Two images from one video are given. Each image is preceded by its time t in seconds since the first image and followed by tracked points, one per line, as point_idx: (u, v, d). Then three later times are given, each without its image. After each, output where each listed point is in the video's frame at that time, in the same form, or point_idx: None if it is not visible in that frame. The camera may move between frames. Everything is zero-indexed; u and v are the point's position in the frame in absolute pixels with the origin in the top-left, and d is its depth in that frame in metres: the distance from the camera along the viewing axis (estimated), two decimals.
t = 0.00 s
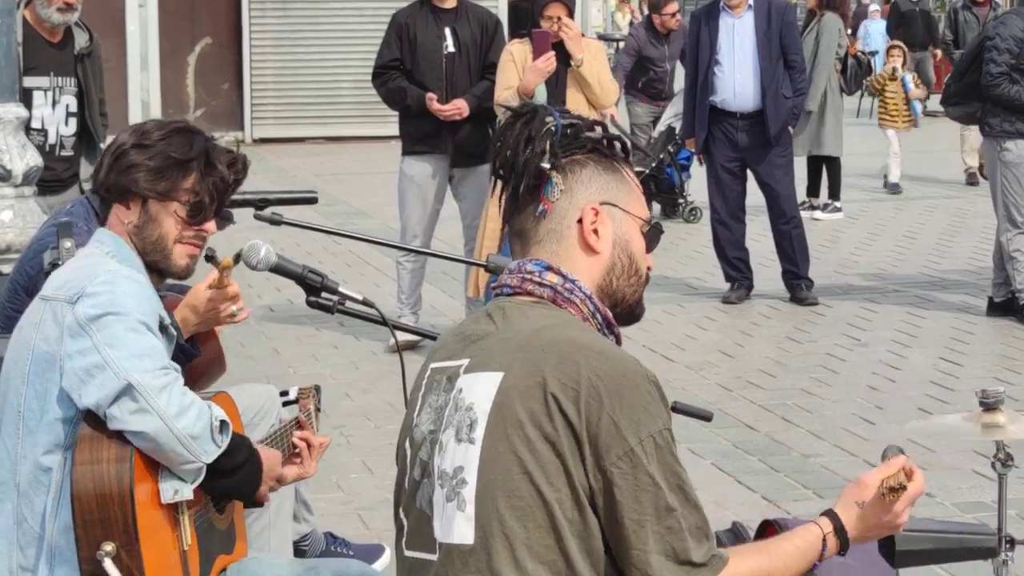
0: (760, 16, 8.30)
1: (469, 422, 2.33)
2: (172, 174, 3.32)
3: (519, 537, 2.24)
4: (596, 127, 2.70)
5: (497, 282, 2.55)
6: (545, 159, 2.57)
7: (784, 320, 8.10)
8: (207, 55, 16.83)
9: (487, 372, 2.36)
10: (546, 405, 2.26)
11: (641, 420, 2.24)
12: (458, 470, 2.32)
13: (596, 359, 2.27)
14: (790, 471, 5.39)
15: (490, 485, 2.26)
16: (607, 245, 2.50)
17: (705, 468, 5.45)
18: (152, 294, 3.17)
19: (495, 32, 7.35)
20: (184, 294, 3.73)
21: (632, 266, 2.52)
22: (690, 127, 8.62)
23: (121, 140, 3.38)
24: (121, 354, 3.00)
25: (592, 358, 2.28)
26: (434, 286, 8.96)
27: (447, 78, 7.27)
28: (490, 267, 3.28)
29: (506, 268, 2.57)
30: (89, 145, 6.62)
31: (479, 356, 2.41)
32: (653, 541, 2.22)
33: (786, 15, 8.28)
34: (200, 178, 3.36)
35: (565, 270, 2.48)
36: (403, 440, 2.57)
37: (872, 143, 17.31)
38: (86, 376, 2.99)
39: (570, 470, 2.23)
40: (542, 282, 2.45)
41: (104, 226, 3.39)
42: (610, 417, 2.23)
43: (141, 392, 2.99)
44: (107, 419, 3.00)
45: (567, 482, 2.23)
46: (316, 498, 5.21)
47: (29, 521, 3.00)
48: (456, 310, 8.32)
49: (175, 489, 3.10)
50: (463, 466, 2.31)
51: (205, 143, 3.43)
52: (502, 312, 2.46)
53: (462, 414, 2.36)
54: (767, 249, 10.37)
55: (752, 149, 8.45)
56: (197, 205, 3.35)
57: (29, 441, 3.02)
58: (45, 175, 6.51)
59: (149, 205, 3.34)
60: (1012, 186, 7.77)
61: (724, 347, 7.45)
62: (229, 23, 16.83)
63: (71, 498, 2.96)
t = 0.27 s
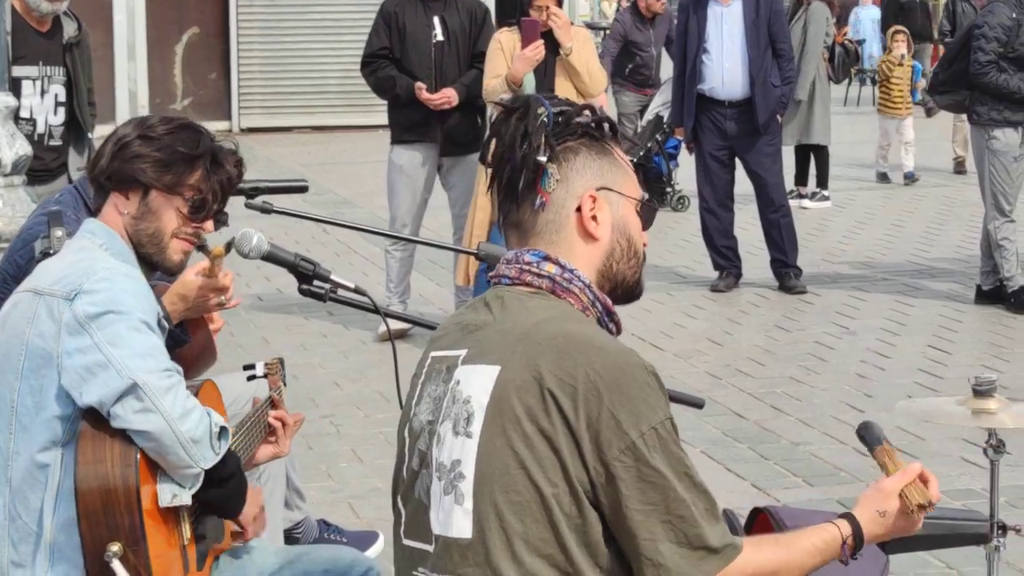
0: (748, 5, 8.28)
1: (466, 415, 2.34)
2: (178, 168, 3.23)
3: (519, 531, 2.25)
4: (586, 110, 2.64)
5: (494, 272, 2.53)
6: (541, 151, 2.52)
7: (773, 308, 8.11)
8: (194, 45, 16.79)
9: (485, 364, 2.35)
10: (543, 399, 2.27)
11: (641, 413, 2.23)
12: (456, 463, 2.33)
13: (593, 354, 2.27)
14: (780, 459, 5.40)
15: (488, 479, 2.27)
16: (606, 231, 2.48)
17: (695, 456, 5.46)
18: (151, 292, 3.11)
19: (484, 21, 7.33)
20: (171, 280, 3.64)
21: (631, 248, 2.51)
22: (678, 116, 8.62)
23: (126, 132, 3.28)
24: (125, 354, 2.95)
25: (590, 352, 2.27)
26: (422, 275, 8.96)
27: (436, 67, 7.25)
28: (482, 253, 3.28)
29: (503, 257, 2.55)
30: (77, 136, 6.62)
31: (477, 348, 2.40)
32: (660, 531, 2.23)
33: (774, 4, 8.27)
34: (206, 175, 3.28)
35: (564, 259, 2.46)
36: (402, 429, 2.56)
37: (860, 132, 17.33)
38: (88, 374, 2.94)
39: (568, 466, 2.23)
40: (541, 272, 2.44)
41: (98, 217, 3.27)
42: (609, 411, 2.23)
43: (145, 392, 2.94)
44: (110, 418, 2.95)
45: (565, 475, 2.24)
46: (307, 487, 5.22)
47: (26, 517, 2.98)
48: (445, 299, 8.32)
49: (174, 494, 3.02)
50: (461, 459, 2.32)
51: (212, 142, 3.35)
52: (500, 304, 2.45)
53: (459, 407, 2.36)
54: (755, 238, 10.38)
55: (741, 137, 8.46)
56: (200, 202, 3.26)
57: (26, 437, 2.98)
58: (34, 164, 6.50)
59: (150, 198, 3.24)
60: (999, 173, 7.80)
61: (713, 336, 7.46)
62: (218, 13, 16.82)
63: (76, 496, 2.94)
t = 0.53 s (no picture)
0: None
1: (455, 399, 2.31)
2: (152, 151, 3.13)
3: (505, 516, 2.23)
4: (570, 99, 2.61)
5: (483, 261, 2.51)
6: (522, 141, 2.50)
7: (753, 295, 8.13)
8: (172, 34, 16.72)
9: (476, 350, 2.33)
10: (532, 385, 2.24)
11: (629, 402, 2.21)
12: (445, 447, 2.30)
13: (583, 340, 2.24)
14: (762, 445, 5.42)
15: (476, 463, 2.24)
16: (592, 217, 2.45)
17: (676, 442, 5.47)
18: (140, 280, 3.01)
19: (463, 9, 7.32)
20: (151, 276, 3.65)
21: (619, 233, 2.48)
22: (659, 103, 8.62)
23: (88, 117, 3.15)
24: (121, 347, 2.85)
25: (579, 339, 2.25)
26: (403, 264, 8.95)
27: (415, 55, 7.24)
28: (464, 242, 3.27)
29: (491, 247, 2.53)
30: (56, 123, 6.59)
31: (468, 333, 2.37)
32: (642, 520, 2.21)
33: None
34: (177, 153, 3.19)
35: (553, 247, 2.43)
36: (392, 414, 2.52)
37: (838, 118, 17.39)
38: (87, 367, 2.85)
39: (555, 454, 2.21)
40: (530, 261, 2.41)
41: (74, 205, 3.16)
42: (597, 398, 2.20)
43: (147, 386, 2.86)
44: (110, 412, 2.87)
45: (551, 461, 2.21)
46: (291, 475, 5.22)
47: (24, 509, 2.89)
48: (426, 288, 8.31)
49: (171, 487, 2.98)
50: (449, 443, 2.29)
51: (176, 118, 3.25)
52: (490, 290, 2.42)
53: (449, 392, 2.33)
54: (735, 225, 10.40)
55: (720, 124, 8.47)
56: (176, 181, 3.17)
57: (21, 432, 2.88)
58: (14, 155, 6.46)
59: (126, 184, 3.13)
60: (978, 159, 7.82)
61: (693, 323, 7.48)
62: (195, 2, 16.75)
63: (73, 490, 2.88)
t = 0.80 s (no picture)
0: None
1: (447, 387, 2.29)
2: (141, 150, 3.08)
3: (499, 504, 2.21)
4: (537, 86, 2.60)
5: (470, 253, 2.49)
6: (495, 136, 2.48)
7: (729, 283, 8.15)
8: (141, 27, 16.64)
9: (466, 338, 2.30)
10: (524, 372, 2.22)
11: (622, 388, 2.20)
12: (437, 436, 2.28)
13: (574, 327, 2.23)
14: (741, 432, 5.44)
15: (470, 451, 2.23)
16: (575, 202, 2.43)
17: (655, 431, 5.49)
18: (117, 273, 2.97)
19: None
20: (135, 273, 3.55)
21: (602, 214, 2.46)
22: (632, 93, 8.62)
23: (86, 112, 3.11)
24: (88, 336, 2.82)
25: (570, 326, 2.23)
26: (378, 255, 8.93)
27: (389, 46, 7.22)
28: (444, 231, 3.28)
29: (476, 240, 2.51)
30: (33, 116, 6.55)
31: (458, 321, 2.35)
32: (638, 506, 2.19)
33: None
34: (168, 155, 3.13)
35: (539, 234, 2.41)
36: (383, 403, 2.51)
37: (808, 107, 17.47)
38: (52, 357, 2.82)
39: (549, 440, 2.20)
40: (517, 249, 2.39)
41: (60, 199, 3.11)
42: (591, 384, 2.19)
43: (107, 375, 2.81)
44: (74, 402, 2.83)
45: (545, 448, 2.20)
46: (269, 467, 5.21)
47: None
48: (402, 278, 8.30)
49: (143, 470, 2.91)
50: (442, 431, 2.28)
51: (172, 119, 3.20)
52: (479, 278, 2.40)
53: (441, 380, 2.31)
54: (709, 213, 10.43)
55: (694, 113, 8.48)
56: (165, 181, 3.12)
57: None
58: None
59: (114, 179, 3.08)
60: (954, 146, 7.83)
61: (670, 311, 7.49)
62: None
63: (42, 482, 2.80)
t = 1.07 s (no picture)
0: None
1: (423, 388, 2.29)
2: (112, 138, 3.10)
3: (481, 500, 2.21)
4: (509, 81, 2.60)
5: (441, 250, 2.49)
6: (465, 128, 2.48)
7: (700, 278, 8.17)
8: (105, 26, 16.52)
9: (439, 337, 2.30)
10: (499, 366, 2.22)
11: (598, 373, 2.20)
12: (417, 437, 2.28)
13: (546, 317, 2.23)
14: (717, 427, 5.45)
15: (450, 449, 2.23)
16: (545, 196, 2.42)
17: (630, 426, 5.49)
18: (101, 266, 2.98)
19: None
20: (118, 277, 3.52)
21: (571, 208, 2.45)
22: (602, 89, 8.63)
23: (58, 111, 3.14)
24: (68, 328, 2.83)
25: (543, 317, 2.23)
26: (348, 253, 8.91)
27: (359, 43, 7.20)
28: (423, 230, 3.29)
29: (449, 235, 2.50)
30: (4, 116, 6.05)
31: (430, 321, 2.34)
32: (625, 486, 2.20)
33: None
34: (142, 141, 3.14)
35: (507, 229, 2.41)
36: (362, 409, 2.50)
37: (774, 101, 17.53)
38: (35, 352, 2.82)
39: (529, 431, 2.20)
40: (485, 244, 2.39)
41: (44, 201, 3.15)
42: (566, 373, 2.19)
43: (87, 365, 2.82)
44: (57, 395, 2.83)
45: (525, 439, 2.21)
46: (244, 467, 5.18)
47: None
48: (374, 276, 8.28)
49: (130, 462, 2.91)
50: (421, 431, 2.27)
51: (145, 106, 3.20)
52: (450, 277, 2.39)
53: (417, 381, 2.31)
54: (679, 208, 10.45)
55: (663, 108, 8.51)
56: (140, 166, 3.12)
57: None
58: None
59: (90, 171, 3.10)
60: (922, 138, 7.86)
61: (642, 306, 7.51)
62: None
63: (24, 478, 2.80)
